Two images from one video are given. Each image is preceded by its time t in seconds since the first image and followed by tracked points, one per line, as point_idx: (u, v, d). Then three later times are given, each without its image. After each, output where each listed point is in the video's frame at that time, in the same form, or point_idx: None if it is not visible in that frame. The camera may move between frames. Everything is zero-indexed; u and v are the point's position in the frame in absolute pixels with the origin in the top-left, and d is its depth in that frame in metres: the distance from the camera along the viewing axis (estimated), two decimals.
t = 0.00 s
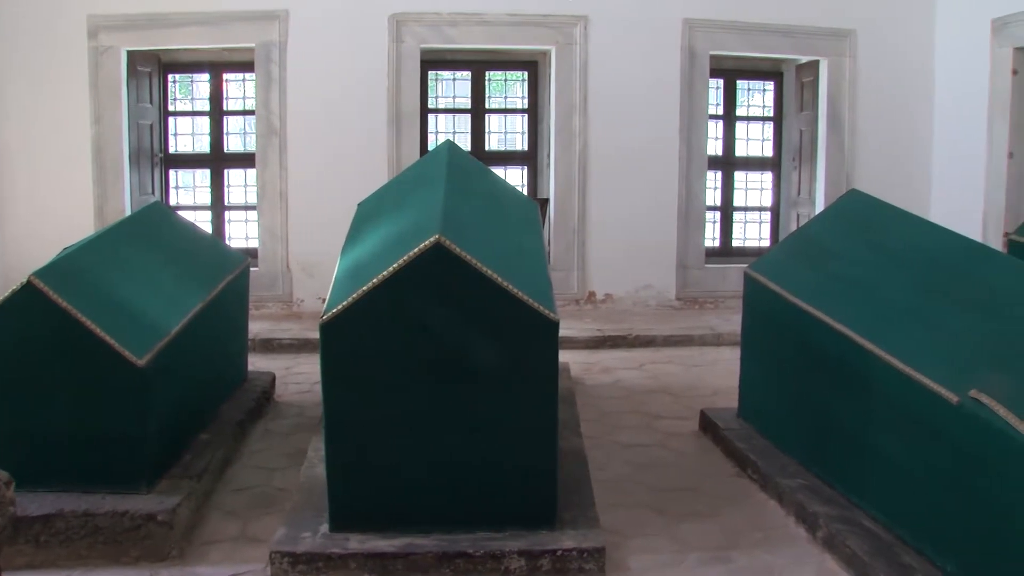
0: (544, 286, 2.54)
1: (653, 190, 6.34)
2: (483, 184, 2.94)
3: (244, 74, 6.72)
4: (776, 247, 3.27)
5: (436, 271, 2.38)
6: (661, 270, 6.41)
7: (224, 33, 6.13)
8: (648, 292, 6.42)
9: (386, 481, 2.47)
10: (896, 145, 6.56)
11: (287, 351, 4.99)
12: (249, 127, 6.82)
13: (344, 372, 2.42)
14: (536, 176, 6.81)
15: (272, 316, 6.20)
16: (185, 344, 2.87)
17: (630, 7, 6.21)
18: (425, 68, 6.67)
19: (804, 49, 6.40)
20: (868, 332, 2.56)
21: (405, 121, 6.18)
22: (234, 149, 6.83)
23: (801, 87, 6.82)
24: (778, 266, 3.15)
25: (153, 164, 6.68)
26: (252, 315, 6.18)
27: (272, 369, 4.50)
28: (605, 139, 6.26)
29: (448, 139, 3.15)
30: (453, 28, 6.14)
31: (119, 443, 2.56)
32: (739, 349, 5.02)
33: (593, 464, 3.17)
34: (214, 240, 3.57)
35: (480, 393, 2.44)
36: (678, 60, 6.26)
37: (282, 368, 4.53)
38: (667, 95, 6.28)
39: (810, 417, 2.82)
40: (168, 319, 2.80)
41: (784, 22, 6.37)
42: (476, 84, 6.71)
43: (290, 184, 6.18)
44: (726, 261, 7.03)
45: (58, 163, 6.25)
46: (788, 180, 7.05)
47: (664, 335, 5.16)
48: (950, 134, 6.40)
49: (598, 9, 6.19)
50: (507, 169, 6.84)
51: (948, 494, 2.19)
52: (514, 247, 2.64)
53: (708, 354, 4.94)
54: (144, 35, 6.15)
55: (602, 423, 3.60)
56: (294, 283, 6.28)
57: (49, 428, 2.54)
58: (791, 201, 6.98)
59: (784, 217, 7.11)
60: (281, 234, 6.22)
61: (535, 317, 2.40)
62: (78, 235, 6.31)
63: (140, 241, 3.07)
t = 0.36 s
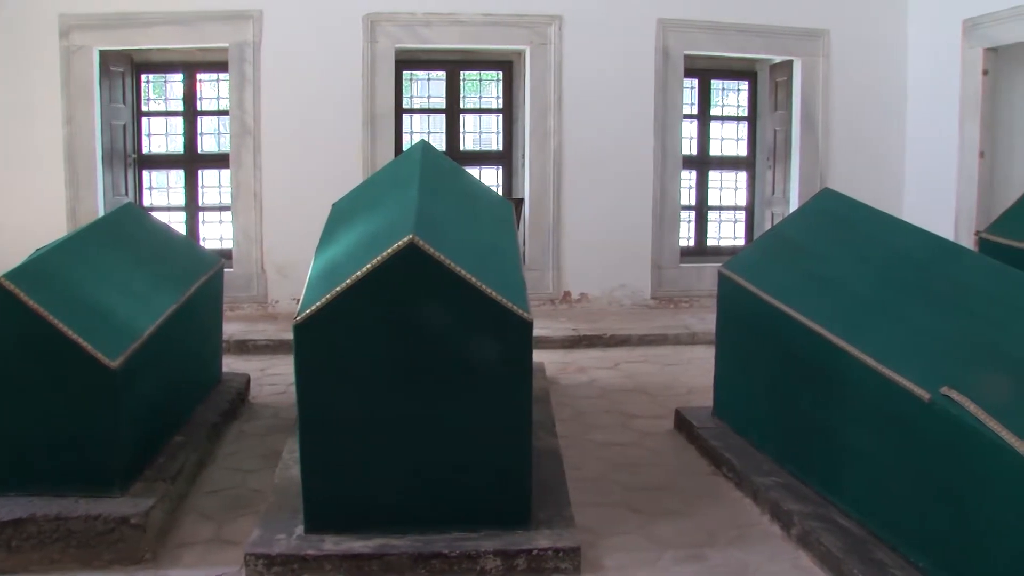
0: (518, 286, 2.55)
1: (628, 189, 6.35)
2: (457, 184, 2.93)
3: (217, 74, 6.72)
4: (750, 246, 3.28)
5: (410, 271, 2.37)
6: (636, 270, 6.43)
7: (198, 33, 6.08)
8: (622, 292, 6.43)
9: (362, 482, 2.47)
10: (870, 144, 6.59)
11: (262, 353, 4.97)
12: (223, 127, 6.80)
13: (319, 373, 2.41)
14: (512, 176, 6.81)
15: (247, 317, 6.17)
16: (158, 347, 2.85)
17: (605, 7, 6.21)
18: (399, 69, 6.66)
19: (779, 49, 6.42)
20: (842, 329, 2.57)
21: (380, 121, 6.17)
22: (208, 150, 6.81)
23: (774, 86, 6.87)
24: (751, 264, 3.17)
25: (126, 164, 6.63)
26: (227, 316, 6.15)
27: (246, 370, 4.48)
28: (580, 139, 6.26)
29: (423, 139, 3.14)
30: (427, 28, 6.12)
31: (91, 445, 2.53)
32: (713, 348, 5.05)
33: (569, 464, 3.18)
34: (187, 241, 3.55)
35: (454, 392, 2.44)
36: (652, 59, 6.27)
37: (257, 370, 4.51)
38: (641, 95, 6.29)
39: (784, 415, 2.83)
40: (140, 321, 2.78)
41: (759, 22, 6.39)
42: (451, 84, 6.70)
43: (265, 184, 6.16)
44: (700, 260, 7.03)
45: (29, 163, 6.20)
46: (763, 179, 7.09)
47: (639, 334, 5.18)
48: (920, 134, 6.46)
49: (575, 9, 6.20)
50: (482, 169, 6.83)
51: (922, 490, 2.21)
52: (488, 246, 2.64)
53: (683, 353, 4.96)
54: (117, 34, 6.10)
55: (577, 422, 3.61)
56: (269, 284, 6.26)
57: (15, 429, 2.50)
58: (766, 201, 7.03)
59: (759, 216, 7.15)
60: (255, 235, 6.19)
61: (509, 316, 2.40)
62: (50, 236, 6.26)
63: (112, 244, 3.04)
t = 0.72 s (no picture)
0: (490, 285, 2.55)
1: (603, 189, 6.36)
2: (431, 185, 2.93)
3: (190, 74, 6.72)
4: (723, 245, 3.30)
5: (384, 272, 2.37)
6: (610, 269, 6.43)
7: (170, 33, 6.04)
8: (596, 291, 6.44)
9: (335, 483, 2.46)
10: (842, 143, 6.62)
11: (236, 354, 4.95)
12: (196, 128, 6.80)
13: (293, 374, 2.41)
14: (486, 175, 6.82)
15: (221, 318, 6.13)
16: (130, 349, 2.83)
17: (580, 7, 6.21)
18: (373, 68, 6.66)
19: (752, 49, 6.43)
20: (815, 327, 2.59)
21: (353, 121, 6.14)
22: (181, 150, 6.82)
23: (748, 85, 6.90)
24: (724, 264, 3.18)
25: (98, 165, 6.58)
26: (200, 318, 6.10)
27: (220, 372, 4.46)
28: (554, 139, 6.26)
29: (397, 139, 3.14)
30: (400, 28, 6.10)
31: (63, 448, 2.51)
32: (687, 347, 5.08)
33: (543, 463, 3.18)
34: (159, 242, 3.53)
35: (428, 393, 2.43)
36: (626, 59, 6.27)
37: (231, 371, 4.49)
38: (616, 95, 6.29)
39: (757, 414, 2.85)
40: (111, 322, 2.76)
41: (733, 23, 6.40)
42: (425, 84, 6.69)
43: (238, 185, 6.12)
44: (673, 259, 7.08)
45: None
46: (736, 178, 7.12)
47: (613, 334, 5.19)
48: (892, 133, 6.49)
49: (551, 9, 6.19)
50: (456, 169, 6.83)
51: (894, 487, 2.23)
52: (461, 247, 2.64)
53: (658, 352, 4.98)
54: (88, 34, 6.04)
55: (551, 421, 3.61)
56: (243, 285, 6.21)
57: (8, 433, 2.48)
58: (739, 199, 7.06)
59: (733, 215, 7.18)
60: (228, 236, 6.15)
61: (482, 316, 2.41)
62: (21, 237, 6.20)
63: (82, 245, 3.02)
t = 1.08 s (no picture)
0: (462, 285, 2.55)
1: (576, 189, 6.34)
2: (404, 185, 2.93)
3: (162, 74, 6.72)
4: (695, 244, 3.31)
5: (357, 273, 2.37)
6: (583, 269, 6.42)
7: (142, 33, 5.95)
8: (569, 291, 6.43)
9: (309, 484, 2.45)
10: (814, 142, 6.64)
11: (209, 355, 4.93)
12: (168, 128, 6.80)
13: (266, 375, 2.40)
14: (459, 175, 6.82)
15: (193, 319, 6.05)
16: (102, 353, 2.81)
17: (555, 7, 6.20)
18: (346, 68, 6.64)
19: (725, 49, 6.44)
20: (787, 325, 2.60)
21: (326, 120, 6.09)
22: (153, 151, 6.81)
23: (721, 85, 6.88)
24: (697, 263, 3.19)
25: (69, 166, 6.49)
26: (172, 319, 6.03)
27: (193, 374, 4.44)
28: (527, 139, 6.24)
29: (369, 139, 3.13)
30: (373, 28, 6.05)
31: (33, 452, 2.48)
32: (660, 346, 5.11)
33: (517, 463, 3.18)
34: (129, 243, 3.52)
35: (402, 393, 2.43)
36: (598, 58, 6.26)
37: (203, 373, 4.47)
38: (588, 95, 6.28)
39: (730, 413, 2.86)
40: (82, 323, 2.73)
41: (707, 23, 6.40)
42: (398, 83, 6.68)
43: (210, 185, 6.05)
44: (645, 258, 7.17)
45: None
46: (709, 177, 7.19)
47: (587, 333, 5.20)
48: (863, 133, 6.52)
49: (527, 9, 6.18)
50: (430, 169, 6.83)
51: (866, 484, 2.25)
52: (434, 247, 2.64)
53: (631, 352, 4.99)
54: (58, 33, 5.92)
55: (525, 421, 3.62)
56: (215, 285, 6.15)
57: None
58: (712, 200, 7.07)
59: (706, 214, 7.21)
60: (200, 237, 6.08)
61: (454, 316, 2.41)
62: None
63: (51, 247, 2.98)
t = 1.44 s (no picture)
0: (434, 285, 2.55)
1: (549, 189, 6.33)
2: (376, 185, 2.93)
3: (134, 74, 6.64)
4: (668, 243, 3.32)
5: (329, 273, 2.37)
6: (557, 269, 6.42)
7: (113, 32, 5.88)
8: (543, 290, 6.42)
9: (283, 485, 2.45)
10: (786, 142, 6.66)
11: (181, 357, 4.90)
12: (140, 128, 6.72)
13: (238, 377, 2.39)
14: (432, 175, 6.81)
15: (166, 321, 5.97)
16: (72, 355, 2.79)
17: (528, 7, 6.20)
18: (318, 68, 6.62)
19: (697, 49, 6.45)
20: (759, 324, 2.61)
21: (299, 120, 6.06)
22: (124, 151, 6.73)
23: (694, 85, 6.93)
24: (670, 261, 3.20)
25: (38, 167, 6.44)
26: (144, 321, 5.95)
27: (165, 375, 4.41)
28: (500, 138, 6.23)
29: (341, 140, 3.13)
30: (346, 28, 6.00)
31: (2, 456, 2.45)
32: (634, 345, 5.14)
33: (490, 463, 3.18)
34: (100, 245, 3.50)
35: (375, 393, 2.43)
36: (572, 57, 6.26)
37: (176, 375, 4.44)
38: (561, 94, 6.28)
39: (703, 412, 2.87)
40: (52, 325, 2.71)
41: (680, 23, 6.41)
42: (370, 83, 6.66)
43: (182, 187, 5.99)
44: (619, 258, 7.20)
45: None
46: (683, 177, 7.17)
47: (560, 332, 5.22)
48: (834, 133, 6.55)
49: (503, 9, 6.17)
50: (403, 169, 6.82)
51: (837, 481, 2.27)
52: (406, 247, 2.63)
53: (604, 351, 5.01)
54: (29, 33, 5.84)
55: (499, 421, 3.62)
56: (187, 287, 6.07)
57: None
58: (685, 199, 7.11)
59: (679, 213, 7.25)
60: (172, 237, 6.00)
61: (425, 317, 2.41)
62: None
63: (20, 249, 2.96)
